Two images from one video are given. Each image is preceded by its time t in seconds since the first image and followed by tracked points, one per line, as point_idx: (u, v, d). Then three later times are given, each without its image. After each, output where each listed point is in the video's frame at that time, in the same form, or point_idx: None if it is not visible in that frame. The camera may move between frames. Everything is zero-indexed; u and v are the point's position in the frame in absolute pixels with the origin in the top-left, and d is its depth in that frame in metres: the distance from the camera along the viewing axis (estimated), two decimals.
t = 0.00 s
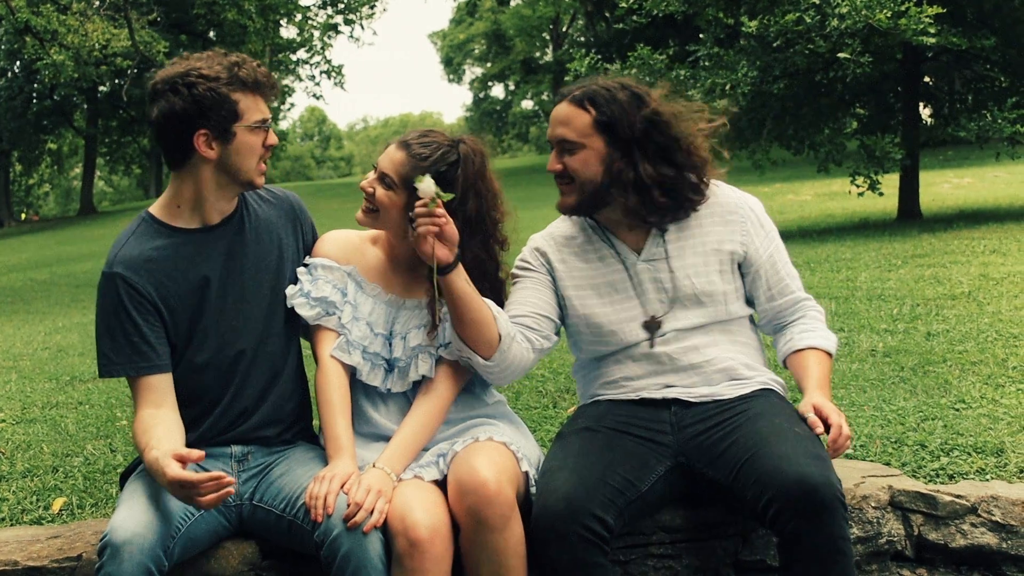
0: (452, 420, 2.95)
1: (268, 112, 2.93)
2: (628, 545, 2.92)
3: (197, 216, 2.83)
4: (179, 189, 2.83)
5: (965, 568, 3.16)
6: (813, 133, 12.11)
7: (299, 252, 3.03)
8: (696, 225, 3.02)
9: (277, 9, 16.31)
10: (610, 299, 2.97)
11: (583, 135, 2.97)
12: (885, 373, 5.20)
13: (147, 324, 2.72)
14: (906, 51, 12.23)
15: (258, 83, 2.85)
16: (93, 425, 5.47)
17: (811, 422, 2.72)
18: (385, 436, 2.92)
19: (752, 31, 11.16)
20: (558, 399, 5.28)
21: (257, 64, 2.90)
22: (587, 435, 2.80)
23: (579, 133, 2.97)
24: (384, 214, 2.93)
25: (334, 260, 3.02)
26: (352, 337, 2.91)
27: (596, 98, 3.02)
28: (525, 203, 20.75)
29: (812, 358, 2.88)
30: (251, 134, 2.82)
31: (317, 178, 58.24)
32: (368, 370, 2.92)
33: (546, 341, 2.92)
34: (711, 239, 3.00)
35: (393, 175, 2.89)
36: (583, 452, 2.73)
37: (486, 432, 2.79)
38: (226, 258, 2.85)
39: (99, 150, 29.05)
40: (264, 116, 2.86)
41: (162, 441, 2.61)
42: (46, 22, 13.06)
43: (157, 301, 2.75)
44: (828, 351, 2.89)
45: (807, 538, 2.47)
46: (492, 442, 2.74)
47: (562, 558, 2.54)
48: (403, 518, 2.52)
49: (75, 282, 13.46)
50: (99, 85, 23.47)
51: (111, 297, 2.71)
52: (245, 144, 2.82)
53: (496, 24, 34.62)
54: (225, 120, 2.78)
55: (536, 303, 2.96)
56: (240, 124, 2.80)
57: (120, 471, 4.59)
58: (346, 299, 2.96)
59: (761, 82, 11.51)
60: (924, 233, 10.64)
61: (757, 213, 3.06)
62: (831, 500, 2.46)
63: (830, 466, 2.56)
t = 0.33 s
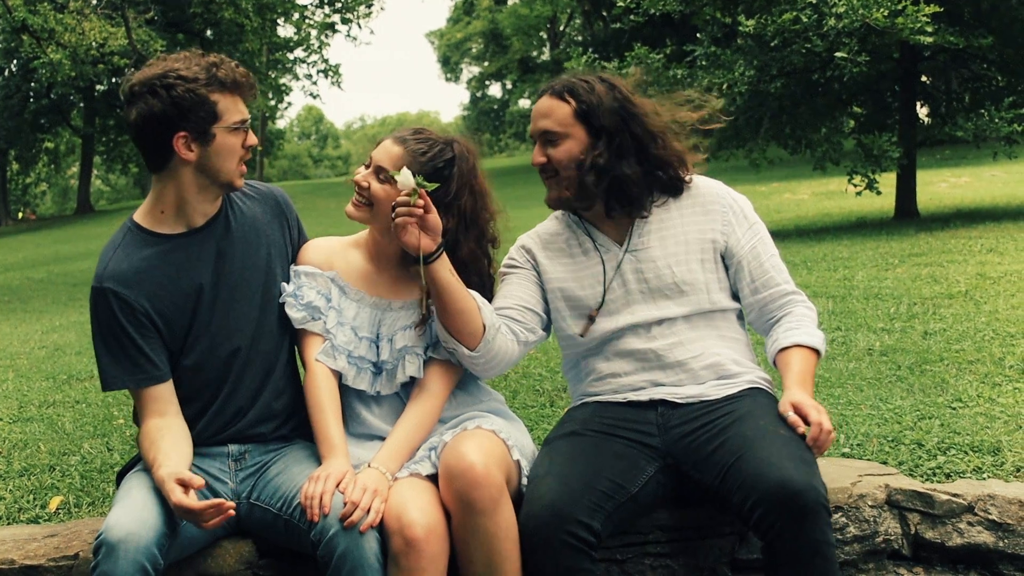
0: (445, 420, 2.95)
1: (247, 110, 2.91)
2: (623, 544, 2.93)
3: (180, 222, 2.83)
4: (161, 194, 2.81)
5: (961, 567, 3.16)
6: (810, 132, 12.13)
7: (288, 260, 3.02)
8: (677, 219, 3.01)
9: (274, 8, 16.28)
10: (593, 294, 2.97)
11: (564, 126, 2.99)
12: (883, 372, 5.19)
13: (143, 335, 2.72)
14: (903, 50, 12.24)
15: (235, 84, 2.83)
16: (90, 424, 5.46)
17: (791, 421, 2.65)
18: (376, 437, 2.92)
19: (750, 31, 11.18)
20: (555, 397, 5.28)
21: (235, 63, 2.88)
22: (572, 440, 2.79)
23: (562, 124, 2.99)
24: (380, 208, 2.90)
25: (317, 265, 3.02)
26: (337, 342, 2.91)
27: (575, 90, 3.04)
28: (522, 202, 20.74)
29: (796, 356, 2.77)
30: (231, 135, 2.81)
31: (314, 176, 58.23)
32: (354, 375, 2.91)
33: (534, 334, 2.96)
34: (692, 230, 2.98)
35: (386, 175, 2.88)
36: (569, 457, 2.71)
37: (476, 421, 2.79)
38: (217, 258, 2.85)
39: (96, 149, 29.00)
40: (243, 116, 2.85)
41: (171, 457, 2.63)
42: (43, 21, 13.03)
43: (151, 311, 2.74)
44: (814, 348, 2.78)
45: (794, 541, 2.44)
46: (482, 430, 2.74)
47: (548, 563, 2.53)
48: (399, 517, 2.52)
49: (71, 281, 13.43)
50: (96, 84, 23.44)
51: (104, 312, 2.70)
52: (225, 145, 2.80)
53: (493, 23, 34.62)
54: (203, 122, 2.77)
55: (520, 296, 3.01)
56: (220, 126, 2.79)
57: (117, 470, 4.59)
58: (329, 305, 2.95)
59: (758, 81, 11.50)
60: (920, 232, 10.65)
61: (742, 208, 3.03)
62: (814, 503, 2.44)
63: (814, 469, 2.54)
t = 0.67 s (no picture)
0: (441, 416, 2.96)
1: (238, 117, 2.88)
2: (621, 543, 2.94)
3: (168, 223, 2.81)
4: (149, 194, 2.81)
5: (960, 567, 3.17)
6: (808, 131, 12.15)
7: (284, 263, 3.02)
8: (672, 214, 3.00)
9: (272, 7, 16.28)
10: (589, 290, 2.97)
11: (562, 122, 2.99)
12: (881, 371, 5.19)
13: (136, 338, 2.70)
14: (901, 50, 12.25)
15: (222, 89, 2.80)
16: (88, 422, 5.46)
17: (755, 425, 2.61)
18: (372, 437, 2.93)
19: (748, 30, 11.20)
20: (554, 396, 5.28)
21: (227, 67, 2.85)
22: (567, 441, 2.79)
23: (558, 120, 2.99)
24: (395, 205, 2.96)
25: (307, 268, 3.04)
26: (329, 344, 2.91)
27: (569, 85, 3.03)
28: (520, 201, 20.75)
29: (777, 357, 2.74)
30: (214, 141, 2.78)
31: (312, 175, 58.20)
32: (348, 376, 2.92)
33: (534, 334, 2.98)
34: (687, 226, 2.97)
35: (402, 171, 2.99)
36: (562, 458, 2.71)
37: (470, 416, 2.80)
38: (210, 261, 2.83)
39: (94, 147, 28.97)
40: (230, 123, 2.81)
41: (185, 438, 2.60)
42: (42, 19, 13.04)
43: (143, 313, 2.72)
44: (797, 350, 2.73)
45: (759, 555, 2.43)
46: (475, 423, 2.74)
47: (538, 564, 2.53)
48: (398, 516, 2.52)
49: (69, 280, 13.41)
50: (94, 82, 23.43)
51: (97, 314, 2.68)
52: (206, 150, 2.77)
53: (491, 22, 34.63)
54: (184, 125, 2.75)
55: (518, 296, 3.02)
56: (200, 131, 2.76)
57: (115, 468, 4.59)
58: (321, 307, 2.95)
59: (756, 80, 11.52)
60: (918, 232, 10.65)
61: (741, 203, 3.00)
62: (776, 516, 2.41)
63: (785, 479, 2.51)
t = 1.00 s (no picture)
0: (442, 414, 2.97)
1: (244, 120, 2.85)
2: (623, 543, 2.94)
3: (170, 220, 2.80)
4: (152, 194, 2.80)
5: (961, 566, 3.16)
6: (808, 129, 12.13)
7: (284, 261, 3.03)
8: (675, 213, 2.99)
9: (271, 6, 16.27)
10: (594, 290, 2.98)
11: (564, 121, 2.98)
12: (881, 370, 5.19)
13: (139, 334, 2.68)
14: (902, 49, 12.25)
15: (228, 93, 2.77)
16: (88, 422, 5.45)
17: (740, 427, 2.60)
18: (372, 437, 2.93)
19: (748, 29, 11.19)
20: (554, 395, 5.28)
21: (234, 70, 2.82)
22: (570, 439, 2.79)
23: (561, 119, 2.98)
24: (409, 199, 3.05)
25: (307, 266, 3.06)
26: (329, 342, 2.92)
27: (570, 83, 3.03)
28: (519, 200, 20.75)
29: (773, 360, 2.73)
30: (216, 144, 2.76)
31: (311, 174, 58.15)
32: (349, 374, 2.93)
33: (539, 336, 2.98)
34: (690, 225, 2.96)
35: (413, 163, 3.09)
36: (563, 457, 2.71)
37: (470, 415, 2.79)
38: (211, 260, 2.83)
39: (93, 147, 28.93)
40: (234, 127, 2.79)
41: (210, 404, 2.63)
42: (41, 17, 13.03)
43: (145, 311, 2.71)
44: (795, 352, 2.73)
45: (736, 557, 2.43)
46: (475, 424, 2.74)
47: (539, 564, 2.53)
48: (398, 516, 2.52)
49: (67, 279, 13.38)
50: (93, 81, 23.40)
51: (99, 310, 2.66)
52: (207, 153, 2.76)
53: (490, 21, 34.58)
54: (186, 127, 2.74)
55: (522, 297, 3.02)
56: (202, 135, 2.75)
57: (116, 467, 4.58)
58: (320, 305, 2.97)
59: (755, 80, 11.52)
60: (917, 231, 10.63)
61: (746, 202, 2.99)
62: (748, 521, 2.41)
63: (767, 483, 2.50)
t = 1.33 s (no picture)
0: (445, 415, 2.96)
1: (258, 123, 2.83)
2: (623, 544, 2.94)
3: (181, 218, 2.81)
4: (163, 192, 2.80)
5: (963, 566, 3.16)
6: (808, 130, 12.11)
7: (290, 260, 3.03)
8: (679, 214, 2.98)
9: (271, 6, 16.27)
10: (597, 291, 2.98)
11: (567, 122, 2.98)
12: (882, 370, 5.19)
13: (147, 328, 2.67)
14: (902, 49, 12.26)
15: (244, 96, 2.76)
16: (88, 422, 5.45)
17: (745, 430, 2.60)
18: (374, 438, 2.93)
19: (747, 29, 11.19)
20: (554, 395, 5.28)
21: (251, 74, 2.81)
22: (573, 439, 2.79)
23: (563, 120, 2.98)
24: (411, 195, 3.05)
25: (309, 265, 3.06)
26: (329, 342, 2.92)
27: (573, 82, 3.02)
28: (518, 199, 20.74)
29: (778, 362, 2.73)
30: (230, 147, 2.75)
31: (311, 175, 58.12)
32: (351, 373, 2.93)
33: (541, 338, 2.99)
34: (694, 226, 2.96)
35: (416, 157, 3.10)
36: (567, 457, 2.71)
37: (473, 419, 2.79)
38: (218, 257, 2.83)
39: (93, 147, 28.91)
40: (248, 130, 2.77)
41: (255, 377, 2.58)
42: (41, 18, 13.02)
43: (154, 306, 2.70)
44: (799, 355, 2.72)
45: (741, 558, 2.43)
46: (479, 429, 2.73)
47: (540, 564, 2.53)
48: (398, 517, 2.51)
49: (66, 279, 13.37)
50: (92, 81, 23.38)
51: (106, 303, 2.65)
52: (220, 155, 2.75)
53: (489, 21, 34.54)
54: (201, 130, 2.72)
55: (526, 297, 3.03)
56: (216, 138, 2.73)
57: (116, 467, 4.58)
58: (322, 305, 2.97)
59: (755, 81, 11.52)
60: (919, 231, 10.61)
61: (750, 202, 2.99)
62: (756, 521, 2.41)
63: (773, 484, 2.50)
